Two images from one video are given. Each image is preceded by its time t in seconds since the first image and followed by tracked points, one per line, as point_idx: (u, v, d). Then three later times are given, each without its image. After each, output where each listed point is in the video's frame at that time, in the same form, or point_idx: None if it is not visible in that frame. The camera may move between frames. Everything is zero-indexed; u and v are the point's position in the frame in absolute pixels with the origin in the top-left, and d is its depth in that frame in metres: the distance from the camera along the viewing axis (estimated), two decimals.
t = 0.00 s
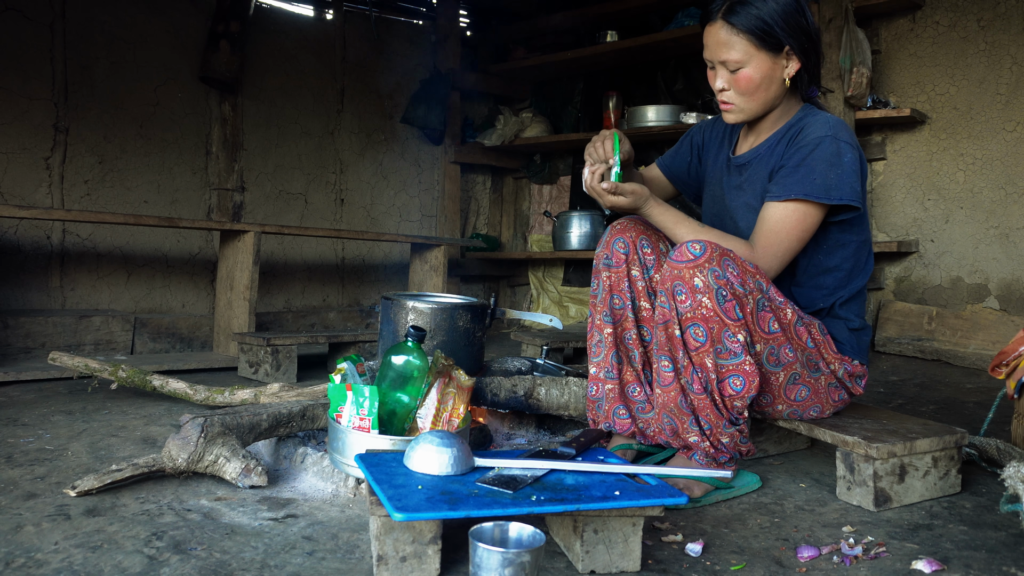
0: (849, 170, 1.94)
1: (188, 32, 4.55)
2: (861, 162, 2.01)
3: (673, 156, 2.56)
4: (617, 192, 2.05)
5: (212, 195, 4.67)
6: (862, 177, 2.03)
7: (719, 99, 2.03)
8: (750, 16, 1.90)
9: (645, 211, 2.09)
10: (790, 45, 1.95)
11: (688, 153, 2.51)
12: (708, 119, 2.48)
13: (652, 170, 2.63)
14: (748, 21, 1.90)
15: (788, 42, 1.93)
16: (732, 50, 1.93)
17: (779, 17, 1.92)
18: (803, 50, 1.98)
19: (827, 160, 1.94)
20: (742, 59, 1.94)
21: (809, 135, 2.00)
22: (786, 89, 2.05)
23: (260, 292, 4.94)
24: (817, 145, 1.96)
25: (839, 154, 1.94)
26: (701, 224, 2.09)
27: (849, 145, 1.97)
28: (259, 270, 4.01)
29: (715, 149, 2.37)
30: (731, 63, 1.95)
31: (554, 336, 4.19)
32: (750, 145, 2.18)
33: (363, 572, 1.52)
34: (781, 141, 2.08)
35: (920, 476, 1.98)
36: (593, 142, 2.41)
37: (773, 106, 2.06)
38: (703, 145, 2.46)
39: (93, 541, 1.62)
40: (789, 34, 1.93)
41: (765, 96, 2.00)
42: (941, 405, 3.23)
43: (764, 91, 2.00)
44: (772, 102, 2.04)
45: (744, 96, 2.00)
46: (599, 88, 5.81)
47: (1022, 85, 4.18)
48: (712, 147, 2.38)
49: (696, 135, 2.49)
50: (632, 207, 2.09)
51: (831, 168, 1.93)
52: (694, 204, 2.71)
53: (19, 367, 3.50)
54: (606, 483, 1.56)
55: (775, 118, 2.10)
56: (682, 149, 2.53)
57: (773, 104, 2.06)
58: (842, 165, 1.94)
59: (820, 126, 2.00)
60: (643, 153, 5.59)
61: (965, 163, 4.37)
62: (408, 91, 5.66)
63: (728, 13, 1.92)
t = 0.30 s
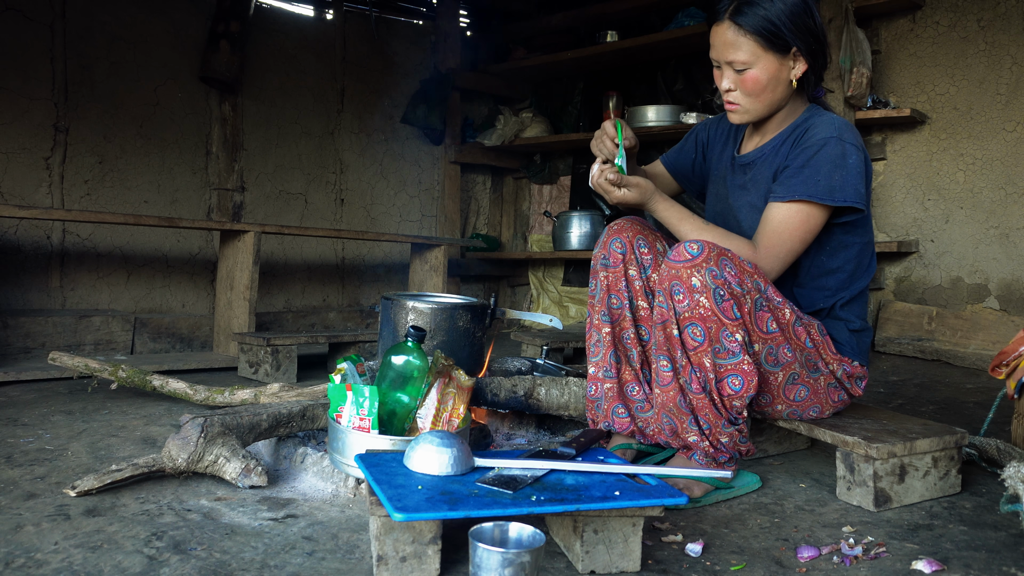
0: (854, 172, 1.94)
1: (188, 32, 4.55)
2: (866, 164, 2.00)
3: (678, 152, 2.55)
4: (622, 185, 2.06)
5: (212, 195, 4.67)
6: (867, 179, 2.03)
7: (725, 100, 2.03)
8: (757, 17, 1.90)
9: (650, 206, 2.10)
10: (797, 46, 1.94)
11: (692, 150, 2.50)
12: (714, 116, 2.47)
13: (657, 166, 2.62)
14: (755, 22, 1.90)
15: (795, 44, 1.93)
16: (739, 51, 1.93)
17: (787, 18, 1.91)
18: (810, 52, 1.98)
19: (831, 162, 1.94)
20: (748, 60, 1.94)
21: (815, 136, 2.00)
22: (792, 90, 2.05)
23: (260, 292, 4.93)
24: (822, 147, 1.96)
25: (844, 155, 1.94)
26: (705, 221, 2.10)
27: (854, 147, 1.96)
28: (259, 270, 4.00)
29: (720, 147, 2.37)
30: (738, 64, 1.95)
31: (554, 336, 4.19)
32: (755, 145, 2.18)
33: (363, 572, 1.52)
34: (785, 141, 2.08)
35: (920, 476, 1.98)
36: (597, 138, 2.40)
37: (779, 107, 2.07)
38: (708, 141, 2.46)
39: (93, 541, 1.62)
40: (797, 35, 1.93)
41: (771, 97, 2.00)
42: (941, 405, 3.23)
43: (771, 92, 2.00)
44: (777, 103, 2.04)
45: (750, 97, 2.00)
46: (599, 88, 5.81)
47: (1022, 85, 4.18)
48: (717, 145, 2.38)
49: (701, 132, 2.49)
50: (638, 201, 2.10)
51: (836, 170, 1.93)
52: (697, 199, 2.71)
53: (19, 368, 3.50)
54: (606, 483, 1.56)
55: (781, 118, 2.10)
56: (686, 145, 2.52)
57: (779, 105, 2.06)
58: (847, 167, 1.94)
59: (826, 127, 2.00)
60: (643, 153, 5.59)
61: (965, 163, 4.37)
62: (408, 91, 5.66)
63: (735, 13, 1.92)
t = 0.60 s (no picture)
0: (858, 172, 1.95)
1: (188, 32, 4.55)
2: (870, 164, 2.01)
3: (680, 153, 2.55)
4: (627, 181, 2.06)
5: (212, 195, 4.67)
6: (870, 179, 2.03)
7: (729, 100, 2.02)
8: (762, 15, 1.90)
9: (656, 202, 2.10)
10: (802, 46, 1.95)
11: (695, 151, 2.50)
12: (716, 117, 2.48)
13: (659, 169, 2.62)
14: (761, 21, 1.90)
15: (800, 43, 1.94)
16: (744, 50, 1.93)
17: (792, 18, 1.92)
18: (815, 52, 1.99)
19: (836, 161, 1.94)
20: (753, 60, 1.93)
21: (819, 136, 2.00)
22: (796, 90, 2.06)
23: (260, 292, 4.94)
24: (826, 146, 1.96)
25: (848, 155, 1.94)
26: (709, 220, 2.10)
27: (858, 147, 1.97)
28: (259, 270, 4.00)
29: (723, 147, 2.36)
30: (742, 63, 1.94)
31: (554, 336, 4.19)
32: (759, 145, 2.18)
33: (363, 572, 1.52)
34: (789, 141, 2.08)
35: (920, 476, 1.98)
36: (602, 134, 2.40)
37: (782, 107, 2.07)
38: (710, 143, 2.46)
39: (93, 541, 1.62)
40: (802, 35, 1.93)
41: (776, 97, 2.00)
42: (941, 405, 3.24)
43: (775, 91, 2.00)
44: (781, 104, 2.04)
45: (755, 96, 1.99)
46: (599, 87, 5.81)
47: (1021, 86, 4.18)
48: (719, 146, 2.38)
49: (704, 133, 2.49)
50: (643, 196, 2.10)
51: (840, 169, 1.93)
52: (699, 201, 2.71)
53: (19, 367, 3.50)
54: (606, 483, 1.56)
55: (784, 119, 2.10)
56: (688, 146, 2.53)
57: (783, 106, 2.06)
58: (851, 167, 1.94)
59: (830, 127, 2.00)
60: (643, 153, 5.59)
61: (965, 163, 4.37)
62: (408, 91, 5.66)
63: (740, 13, 1.92)
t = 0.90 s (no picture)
0: (858, 172, 1.95)
1: (188, 32, 4.55)
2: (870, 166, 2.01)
3: (679, 156, 2.55)
4: (627, 181, 2.08)
5: (212, 195, 4.67)
6: (871, 179, 2.03)
7: (729, 99, 2.03)
8: (764, 15, 1.90)
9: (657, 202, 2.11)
10: (803, 47, 1.95)
11: (694, 152, 2.50)
12: (715, 119, 2.48)
13: (660, 173, 2.62)
14: (762, 21, 1.90)
15: (801, 44, 1.93)
16: (745, 50, 1.92)
17: (794, 18, 1.91)
18: (816, 53, 1.99)
19: (836, 162, 1.94)
20: (754, 60, 1.93)
21: (819, 137, 2.00)
22: (796, 90, 2.06)
23: (260, 292, 4.94)
24: (827, 147, 1.96)
25: (848, 156, 1.94)
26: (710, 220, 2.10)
27: (858, 147, 1.97)
28: (259, 270, 4.00)
29: (723, 149, 2.36)
30: (743, 63, 1.94)
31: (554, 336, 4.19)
32: (758, 145, 2.18)
33: (363, 572, 1.52)
34: (789, 142, 2.08)
35: (920, 477, 1.98)
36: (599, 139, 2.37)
37: (782, 107, 2.07)
38: (710, 145, 2.45)
39: (93, 542, 1.62)
40: (803, 36, 1.93)
41: (776, 97, 2.01)
42: (941, 405, 3.24)
43: (775, 92, 2.00)
44: (781, 104, 2.04)
45: (755, 97, 2.00)
46: (599, 88, 5.81)
47: (1022, 86, 4.18)
48: (718, 147, 2.38)
49: (702, 135, 2.49)
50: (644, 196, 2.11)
51: (840, 170, 1.93)
52: (698, 203, 2.71)
53: (19, 368, 3.50)
54: (606, 484, 1.56)
55: (784, 119, 2.11)
56: (688, 149, 2.52)
57: (783, 106, 2.06)
58: (851, 168, 1.94)
59: (830, 127, 2.01)
60: (643, 153, 5.59)
61: (965, 163, 4.37)
62: (408, 91, 5.66)
63: (743, 12, 1.92)
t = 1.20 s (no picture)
0: (854, 169, 1.95)
1: (188, 32, 4.55)
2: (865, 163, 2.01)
3: (670, 173, 2.55)
4: (624, 200, 2.00)
5: (212, 195, 4.67)
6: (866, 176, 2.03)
7: (716, 98, 2.03)
8: (751, 14, 1.90)
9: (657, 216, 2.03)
10: (790, 45, 1.94)
11: (685, 167, 2.50)
12: (700, 132, 2.50)
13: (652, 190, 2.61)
14: (749, 20, 1.90)
15: (788, 43, 1.93)
16: (732, 49, 1.93)
17: (781, 17, 1.91)
18: (803, 52, 1.98)
19: (832, 160, 1.94)
20: (740, 58, 1.93)
21: (812, 136, 2.00)
22: (784, 90, 2.05)
23: (260, 292, 4.94)
24: (821, 146, 1.96)
25: (843, 154, 1.95)
26: (707, 228, 2.07)
27: (852, 144, 1.97)
28: (259, 270, 4.00)
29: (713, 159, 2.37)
30: (730, 62, 1.94)
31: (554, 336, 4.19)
32: (749, 146, 2.18)
33: (363, 572, 1.52)
34: (782, 143, 2.08)
35: (920, 477, 1.98)
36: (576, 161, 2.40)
37: (770, 107, 2.06)
38: (699, 157, 2.46)
39: (93, 542, 1.62)
40: (789, 35, 1.93)
41: (763, 97, 2.00)
42: (941, 406, 3.23)
43: (762, 91, 1.99)
44: (769, 103, 2.03)
45: (742, 96, 1.99)
46: (599, 88, 5.81)
47: (1021, 86, 4.18)
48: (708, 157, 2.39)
49: (690, 149, 2.50)
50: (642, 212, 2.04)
51: (837, 169, 1.93)
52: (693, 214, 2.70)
53: (19, 368, 3.50)
54: (606, 484, 1.56)
55: (773, 119, 2.10)
56: (677, 165, 2.53)
57: (770, 105, 2.05)
58: (847, 165, 1.94)
59: (822, 126, 2.01)
60: (643, 153, 5.59)
61: (965, 163, 4.37)
62: (408, 92, 5.66)
63: (729, 11, 1.92)
